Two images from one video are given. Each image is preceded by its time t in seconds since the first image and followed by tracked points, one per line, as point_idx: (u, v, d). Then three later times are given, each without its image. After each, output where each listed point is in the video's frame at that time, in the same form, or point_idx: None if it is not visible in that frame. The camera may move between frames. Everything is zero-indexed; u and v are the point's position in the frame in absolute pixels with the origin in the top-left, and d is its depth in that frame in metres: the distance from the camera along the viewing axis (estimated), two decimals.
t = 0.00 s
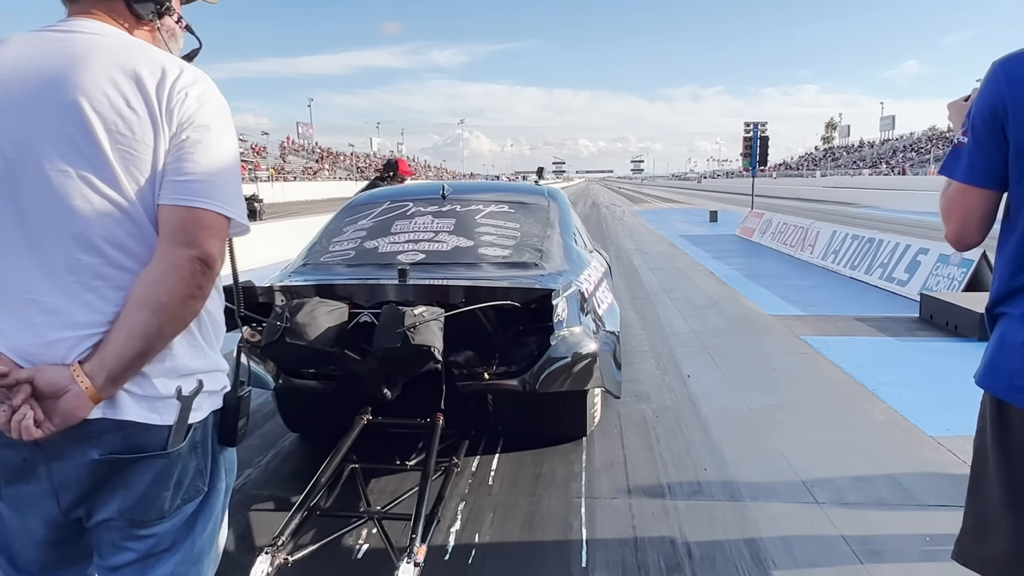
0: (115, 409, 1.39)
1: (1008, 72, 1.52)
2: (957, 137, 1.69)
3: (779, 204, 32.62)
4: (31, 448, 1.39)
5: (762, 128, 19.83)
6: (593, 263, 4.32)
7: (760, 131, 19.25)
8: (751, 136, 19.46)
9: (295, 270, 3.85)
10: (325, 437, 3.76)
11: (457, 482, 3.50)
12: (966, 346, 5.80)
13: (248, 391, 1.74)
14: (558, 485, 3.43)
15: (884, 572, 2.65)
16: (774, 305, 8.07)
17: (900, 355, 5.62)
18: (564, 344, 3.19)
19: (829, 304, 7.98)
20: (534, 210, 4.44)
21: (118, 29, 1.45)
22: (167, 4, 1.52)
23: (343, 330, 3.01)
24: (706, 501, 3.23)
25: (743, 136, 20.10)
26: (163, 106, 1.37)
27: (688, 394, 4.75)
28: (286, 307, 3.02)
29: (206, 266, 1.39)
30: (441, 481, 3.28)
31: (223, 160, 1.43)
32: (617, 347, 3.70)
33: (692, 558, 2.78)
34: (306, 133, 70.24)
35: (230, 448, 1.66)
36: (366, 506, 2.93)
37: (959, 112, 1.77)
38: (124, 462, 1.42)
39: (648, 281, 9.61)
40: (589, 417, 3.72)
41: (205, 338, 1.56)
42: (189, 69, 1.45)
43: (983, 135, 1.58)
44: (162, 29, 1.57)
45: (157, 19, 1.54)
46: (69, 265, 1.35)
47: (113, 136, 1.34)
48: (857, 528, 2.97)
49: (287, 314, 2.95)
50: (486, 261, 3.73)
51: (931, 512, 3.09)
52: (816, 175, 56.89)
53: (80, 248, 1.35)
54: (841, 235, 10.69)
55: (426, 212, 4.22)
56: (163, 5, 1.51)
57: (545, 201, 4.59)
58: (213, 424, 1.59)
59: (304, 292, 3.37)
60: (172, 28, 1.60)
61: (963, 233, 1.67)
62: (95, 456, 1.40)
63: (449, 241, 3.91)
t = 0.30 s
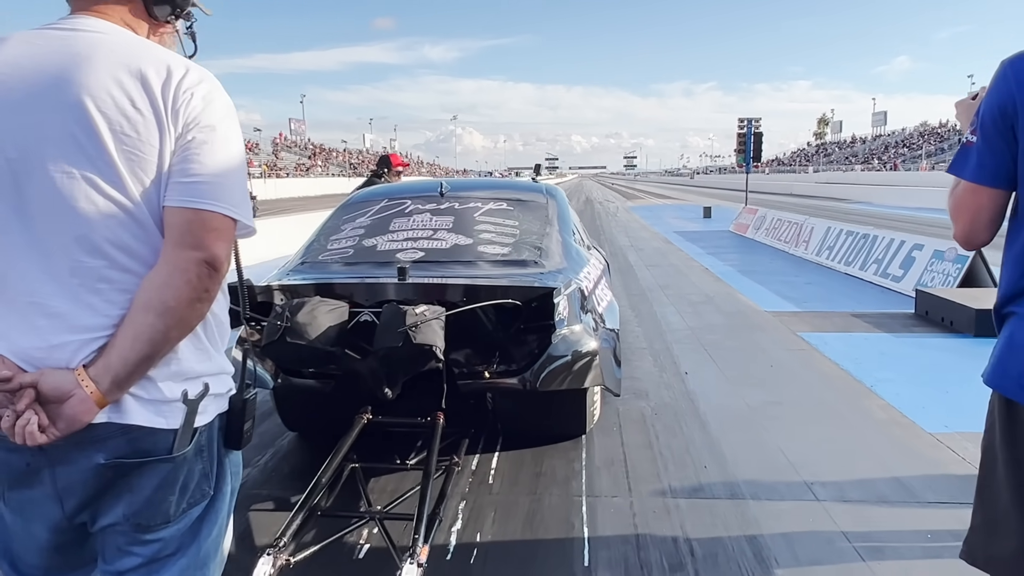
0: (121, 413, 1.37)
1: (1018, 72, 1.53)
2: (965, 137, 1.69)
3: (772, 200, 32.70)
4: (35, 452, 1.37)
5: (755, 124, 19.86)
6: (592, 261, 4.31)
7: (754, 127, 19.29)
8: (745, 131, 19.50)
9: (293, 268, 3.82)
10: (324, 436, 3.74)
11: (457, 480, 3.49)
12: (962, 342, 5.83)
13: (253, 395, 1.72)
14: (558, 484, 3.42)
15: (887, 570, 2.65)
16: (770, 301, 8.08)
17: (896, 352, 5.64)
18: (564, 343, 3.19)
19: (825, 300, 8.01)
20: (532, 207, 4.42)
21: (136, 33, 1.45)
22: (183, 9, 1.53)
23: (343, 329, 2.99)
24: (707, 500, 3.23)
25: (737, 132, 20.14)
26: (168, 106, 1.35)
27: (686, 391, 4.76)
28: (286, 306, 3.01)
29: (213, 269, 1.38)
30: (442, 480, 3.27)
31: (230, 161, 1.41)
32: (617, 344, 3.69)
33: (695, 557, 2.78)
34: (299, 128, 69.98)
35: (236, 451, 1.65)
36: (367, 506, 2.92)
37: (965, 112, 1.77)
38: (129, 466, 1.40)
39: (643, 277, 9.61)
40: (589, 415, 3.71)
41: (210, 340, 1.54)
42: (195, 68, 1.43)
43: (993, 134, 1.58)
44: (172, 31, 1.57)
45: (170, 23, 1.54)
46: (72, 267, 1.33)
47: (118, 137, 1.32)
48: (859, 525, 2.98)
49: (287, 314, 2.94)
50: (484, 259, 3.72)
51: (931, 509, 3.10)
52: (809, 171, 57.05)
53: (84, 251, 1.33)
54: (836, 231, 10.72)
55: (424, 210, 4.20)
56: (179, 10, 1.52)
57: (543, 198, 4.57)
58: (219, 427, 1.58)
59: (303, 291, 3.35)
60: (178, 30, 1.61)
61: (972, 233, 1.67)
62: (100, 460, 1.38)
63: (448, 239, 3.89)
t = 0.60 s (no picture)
0: (115, 404, 1.35)
1: (1019, 57, 1.53)
2: (965, 123, 1.68)
3: (766, 194, 32.75)
4: (27, 444, 1.35)
5: (748, 117, 19.87)
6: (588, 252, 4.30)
7: (747, 121, 19.32)
8: (738, 125, 19.52)
9: (287, 261, 3.79)
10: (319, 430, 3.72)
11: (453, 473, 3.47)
12: (956, 333, 5.85)
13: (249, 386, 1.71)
14: (554, 476, 3.41)
15: (885, 561, 2.65)
16: (764, 294, 8.09)
17: (891, 343, 5.65)
18: (559, 335, 3.19)
19: (819, 293, 8.02)
20: (527, 199, 4.40)
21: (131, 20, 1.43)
22: None
23: (338, 321, 2.98)
24: (704, 491, 3.23)
25: (731, 125, 20.15)
26: (161, 91, 1.33)
27: (681, 383, 4.75)
28: (280, 298, 2.99)
29: (209, 256, 1.36)
30: (438, 473, 3.26)
31: (224, 147, 1.39)
32: (613, 336, 3.68)
33: (692, 548, 2.78)
34: (291, 122, 69.63)
35: (232, 442, 1.62)
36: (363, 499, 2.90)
37: (965, 98, 1.77)
38: (123, 458, 1.38)
39: (637, 270, 9.61)
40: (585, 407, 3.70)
41: (206, 330, 1.52)
42: (187, 52, 1.40)
43: (993, 120, 1.58)
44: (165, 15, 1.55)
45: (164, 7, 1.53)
46: (64, 256, 1.31)
47: (110, 122, 1.29)
48: (856, 515, 2.99)
49: (281, 306, 2.92)
50: (479, 251, 3.70)
51: (928, 499, 3.11)
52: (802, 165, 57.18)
53: (76, 239, 1.31)
54: (829, 224, 10.74)
55: (419, 202, 4.17)
56: None
57: (538, 190, 4.55)
58: (214, 418, 1.56)
59: (297, 283, 3.32)
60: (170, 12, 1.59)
61: (971, 220, 1.66)
62: (93, 452, 1.36)
63: (443, 231, 3.87)
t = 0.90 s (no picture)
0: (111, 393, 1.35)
1: (1009, 44, 1.53)
2: (957, 110, 1.69)
3: (761, 187, 32.77)
4: (19, 435, 1.35)
5: (744, 110, 19.86)
6: (582, 244, 4.30)
7: (742, 113, 19.32)
8: (734, 118, 19.51)
9: (281, 253, 3.78)
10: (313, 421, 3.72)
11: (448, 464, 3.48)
12: (950, 324, 5.87)
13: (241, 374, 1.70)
14: (549, 467, 3.42)
15: (878, 549, 2.66)
16: (759, 286, 8.10)
17: (884, 334, 5.67)
18: (553, 326, 3.16)
19: (813, 285, 8.04)
20: (521, 191, 4.40)
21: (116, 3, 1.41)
22: None
23: (332, 313, 2.98)
24: (698, 481, 3.24)
25: (728, 118, 20.17)
26: (155, 71, 1.35)
27: (676, 375, 4.76)
28: (273, 290, 2.98)
29: (202, 232, 1.36)
30: (433, 463, 3.27)
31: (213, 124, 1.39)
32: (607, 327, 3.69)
33: (686, 537, 2.79)
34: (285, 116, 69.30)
35: (225, 430, 1.63)
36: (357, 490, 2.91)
37: (956, 85, 1.77)
38: (120, 446, 1.39)
39: (632, 263, 9.61)
40: (580, 398, 3.70)
41: (202, 322, 1.52)
42: (182, 36, 1.43)
43: (983, 107, 1.58)
44: None
45: None
46: (61, 241, 1.31)
47: (103, 105, 1.31)
48: (849, 504, 3.00)
49: (274, 297, 2.92)
50: (473, 242, 3.70)
51: (920, 488, 3.12)
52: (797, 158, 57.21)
53: (70, 224, 1.31)
54: (824, 216, 10.76)
55: (413, 194, 4.17)
56: None
57: (532, 182, 4.55)
58: (209, 407, 1.56)
59: (291, 275, 3.31)
60: None
61: (962, 207, 1.67)
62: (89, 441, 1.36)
63: (437, 223, 3.86)
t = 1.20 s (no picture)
0: (102, 384, 1.37)
1: (1006, 30, 1.52)
2: (953, 98, 1.68)
3: (759, 180, 32.71)
4: (10, 427, 1.34)
5: (742, 102, 19.81)
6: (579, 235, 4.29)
7: (740, 105, 19.28)
8: (732, 110, 19.46)
9: (277, 245, 3.77)
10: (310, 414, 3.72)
11: (446, 456, 3.48)
12: (947, 315, 5.88)
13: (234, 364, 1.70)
14: (546, 458, 3.42)
15: (874, 538, 2.67)
16: (757, 278, 8.10)
17: (882, 325, 5.68)
18: (551, 317, 3.15)
19: (812, 276, 8.04)
20: (518, 182, 4.39)
21: None
22: None
23: (327, 305, 2.97)
24: (695, 472, 3.25)
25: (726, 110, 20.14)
26: (136, 55, 1.36)
27: (674, 366, 4.76)
28: (269, 281, 2.97)
29: (205, 208, 1.38)
30: (430, 455, 3.27)
31: (198, 103, 1.41)
32: (605, 319, 3.68)
33: (683, 527, 2.80)
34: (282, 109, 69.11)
35: (220, 420, 1.62)
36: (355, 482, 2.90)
37: (953, 72, 1.76)
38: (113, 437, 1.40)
39: (630, 255, 9.59)
40: (577, 390, 3.70)
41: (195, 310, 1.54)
42: (162, 18, 1.44)
43: (980, 95, 1.58)
44: None
45: None
46: (49, 233, 1.32)
47: (86, 93, 1.32)
48: (845, 494, 3.01)
49: (270, 289, 2.91)
50: (470, 233, 3.69)
51: (917, 478, 3.13)
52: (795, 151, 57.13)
53: (57, 214, 1.32)
54: (823, 208, 10.75)
55: (409, 186, 4.15)
56: None
57: (529, 173, 4.53)
58: (202, 397, 1.55)
59: (288, 266, 3.29)
60: None
61: (959, 194, 1.66)
62: (82, 432, 1.37)
63: (434, 214, 3.85)
